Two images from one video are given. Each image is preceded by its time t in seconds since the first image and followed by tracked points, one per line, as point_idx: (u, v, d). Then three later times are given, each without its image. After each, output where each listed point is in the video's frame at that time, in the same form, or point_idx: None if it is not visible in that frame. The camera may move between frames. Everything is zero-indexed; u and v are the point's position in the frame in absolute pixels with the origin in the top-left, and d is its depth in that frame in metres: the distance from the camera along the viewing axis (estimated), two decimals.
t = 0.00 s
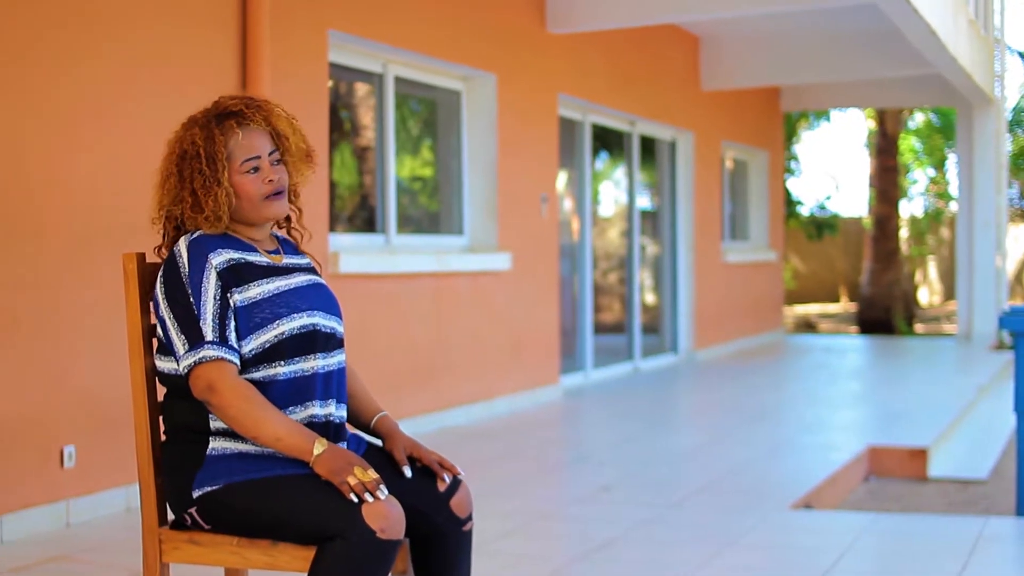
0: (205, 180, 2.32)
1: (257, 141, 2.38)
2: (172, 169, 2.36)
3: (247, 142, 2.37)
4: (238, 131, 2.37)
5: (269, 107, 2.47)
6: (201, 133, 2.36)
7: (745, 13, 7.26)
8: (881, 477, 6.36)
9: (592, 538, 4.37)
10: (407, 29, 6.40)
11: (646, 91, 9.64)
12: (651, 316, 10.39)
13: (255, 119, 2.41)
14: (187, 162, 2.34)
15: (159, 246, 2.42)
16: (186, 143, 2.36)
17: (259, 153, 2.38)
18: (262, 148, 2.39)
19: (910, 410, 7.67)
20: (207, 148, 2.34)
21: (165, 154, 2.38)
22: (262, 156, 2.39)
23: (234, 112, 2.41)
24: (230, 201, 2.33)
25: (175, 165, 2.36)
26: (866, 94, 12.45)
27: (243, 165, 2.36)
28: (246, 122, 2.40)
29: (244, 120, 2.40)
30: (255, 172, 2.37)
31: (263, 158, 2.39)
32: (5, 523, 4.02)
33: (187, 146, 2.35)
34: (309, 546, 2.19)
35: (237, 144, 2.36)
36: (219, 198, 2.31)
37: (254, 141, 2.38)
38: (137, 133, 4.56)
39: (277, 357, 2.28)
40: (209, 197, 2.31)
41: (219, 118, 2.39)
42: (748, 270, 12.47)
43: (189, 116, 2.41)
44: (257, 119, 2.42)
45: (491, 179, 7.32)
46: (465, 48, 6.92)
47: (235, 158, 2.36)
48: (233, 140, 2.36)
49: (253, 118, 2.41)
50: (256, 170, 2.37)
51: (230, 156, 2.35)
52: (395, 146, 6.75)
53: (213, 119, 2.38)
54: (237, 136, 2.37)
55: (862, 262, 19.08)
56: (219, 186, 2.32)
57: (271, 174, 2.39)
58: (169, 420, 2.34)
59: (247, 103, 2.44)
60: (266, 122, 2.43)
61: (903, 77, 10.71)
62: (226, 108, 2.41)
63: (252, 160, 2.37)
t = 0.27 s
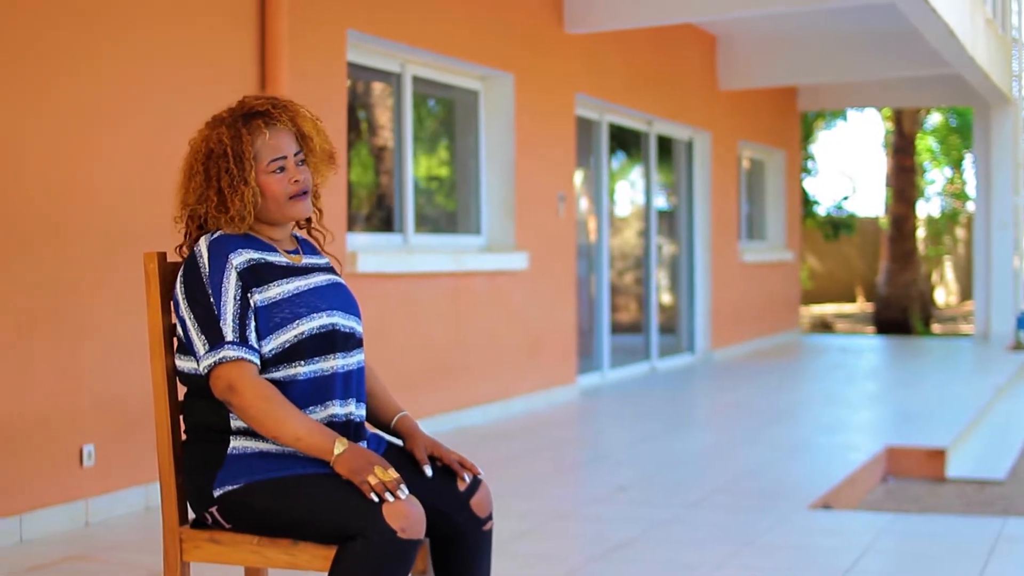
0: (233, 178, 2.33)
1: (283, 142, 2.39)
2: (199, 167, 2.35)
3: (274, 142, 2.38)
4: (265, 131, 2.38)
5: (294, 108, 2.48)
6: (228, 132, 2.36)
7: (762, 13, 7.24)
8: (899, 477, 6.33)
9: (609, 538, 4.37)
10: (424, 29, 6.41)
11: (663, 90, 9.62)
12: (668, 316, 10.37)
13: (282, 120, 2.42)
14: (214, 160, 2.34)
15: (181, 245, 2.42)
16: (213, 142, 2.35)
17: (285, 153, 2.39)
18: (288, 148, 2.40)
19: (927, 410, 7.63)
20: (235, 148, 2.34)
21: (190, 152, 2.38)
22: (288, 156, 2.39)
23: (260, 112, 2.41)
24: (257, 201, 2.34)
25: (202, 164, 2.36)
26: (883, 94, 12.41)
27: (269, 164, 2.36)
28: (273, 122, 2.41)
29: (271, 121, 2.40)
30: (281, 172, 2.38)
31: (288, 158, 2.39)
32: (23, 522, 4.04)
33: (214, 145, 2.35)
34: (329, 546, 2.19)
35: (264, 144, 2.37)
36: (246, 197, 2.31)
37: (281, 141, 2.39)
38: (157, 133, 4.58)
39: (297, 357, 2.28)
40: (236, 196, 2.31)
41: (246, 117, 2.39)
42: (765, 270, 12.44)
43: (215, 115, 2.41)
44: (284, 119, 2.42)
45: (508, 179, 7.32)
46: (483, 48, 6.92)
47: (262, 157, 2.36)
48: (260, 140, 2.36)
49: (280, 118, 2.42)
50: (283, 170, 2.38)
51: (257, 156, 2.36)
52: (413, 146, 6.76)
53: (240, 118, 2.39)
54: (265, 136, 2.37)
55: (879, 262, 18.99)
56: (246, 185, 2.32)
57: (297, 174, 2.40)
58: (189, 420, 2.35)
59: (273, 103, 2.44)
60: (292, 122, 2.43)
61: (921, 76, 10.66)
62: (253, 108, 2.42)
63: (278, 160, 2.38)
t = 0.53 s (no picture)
0: (251, 182, 2.32)
1: (298, 144, 2.39)
2: (216, 171, 2.35)
3: (289, 145, 2.38)
4: (280, 134, 2.38)
5: (307, 109, 2.48)
6: (243, 135, 2.35)
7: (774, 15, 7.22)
8: (912, 480, 6.30)
9: (622, 540, 4.36)
10: (436, 32, 6.41)
11: (675, 92, 9.61)
12: (680, 318, 10.35)
13: (296, 122, 2.42)
14: (231, 165, 2.34)
15: (196, 249, 2.42)
16: (228, 146, 2.35)
17: (300, 156, 2.39)
18: (303, 151, 2.40)
19: (939, 413, 7.61)
20: (252, 151, 2.34)
21: (203, 156, 2.38)
22: (304, 158, 2.40)
23: (274, 114, 2.41)
24: (274, 205, 2.34)
25: (218, 169, 2.35)
26: (895, 96, 12.36)
27: (286, 167, 2.37)
28: (288, 124, 2.41)
29: (286, 123, 2.40)
30: (298, 175, 2.38)
31: (304, 161, 2.40)
32: (36, 524, 4.05)
33: (229, 149, 2.35)
34: (344, 549, 2.19)
35: (280, 147, 2.37)
36: (265, 201, 2.32)
37: (296, 144, 2.39)
38: (169, 136, 4.59)
39: (312, 359, 2.28)
40: (256, 199, 2.31)
41: (261, 120, 2.39)
42: (777, 273, 12.41)
43: (227, 118, 2.41)
44: (298, 121, 2.42)
45: (520, 182, 7.32)
46: (495, 50, 6.92)
47: (278, 160, 2.36)
48: (276, 143, 2.37)
49: (294, 121, 2.42)
50: (299, 172, 2.38)
51: (273, 159, 2.36)
52: (425, 148, 6.76)
53: (254, 122, 2.38)
54: (280, 138, 2.38)
55: (891, 263, 18.95)
56: (264, 189, 2.32)
57: (313, 176, 2.40)
58: (204, 422, 2.35)
59: (287, 105, 2.44)
60: (306, 124, 2.43)
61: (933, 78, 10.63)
62: (266, 110, 2.42)
63: (294, 163, 2.38)
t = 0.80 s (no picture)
0: (250, 185, 2.34)
1: (303, 147, 2.39)
2: (221, 174, 2.38)
3: (292, 148, 2.38)
4: (283, 137, 2.39)
5: (319, 112, 2.47)
6: (248, 138, 2.37)
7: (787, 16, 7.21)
8: (926, 481, 6.29)
9: (637, 541, 4.36)
10: (450, 34, 6.41)
11: (688, 94, 9.60)
12: (694, 319, 10.34)
13: (302, 125, 2.42)
14: (234, 167, 2.36)
15: (211, 250, 2.43)
16: (234, 148, 2.37)
17: (304, 159, 2.39)
18: (308, 154, 2.40)
19: (953, 414, 7.59)
20: (253, 154, 2.35)
21: (215, 158, 2.40)
22: (308, 161, 2.39)
23: (280, 117, 2.42)
24: (275, 207, 2.34)
25: (223, 170, 2.38)
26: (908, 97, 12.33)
27: (288, 170, 2.37)
28: (292, 127, 2.41)
29: (290, 126, 2.40)
30: (301, 178, 2.38)
31: (309, 164, 2.39)
32: (52, 524, 4.06)
33: (234, 151, 2.37)
34: (361, 549, 2.19)
35: (282, 151, 2.37)
36: (264, 202, 2.33)
37: (301, 147, 2.39)
38: (184, 137, 4.60)
39: (329, 360, 2.28)
40: (254, 202, 2.33)
41: (267, 123, 2.40)
42: (790, 274, 12.39)
43: (240, 121, 2.43)
44: (304, 125, 2.42)
45: (534, 183, 7.32)
46: (509, 51, 6.92)
47: (280, 163, 2.37)
48: (279, 146, 2.37)
49: (299, 124, 2.42)
50: (302, 176, 2.38)
51: (275, 162, 2.37)
52: (438, 150, 6.77)
53: (262, 123, 2.40)
54: (283, 142, 2.38)
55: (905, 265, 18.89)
56: (264, 192, 2.33)
57: (316, 180, 2.39)
58: (221, 423, 2.36)
59: (295, 108, 2.44)
60: (313, 127, 2.43)
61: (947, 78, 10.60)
62: (275, 113, 2.42)
63: (298, 166, 2.38)
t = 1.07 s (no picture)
0: (277, 184, 2.34)
1: (327, 146, 2.40)
2: (243, 172, 2.37)
3: (317, 147, 2.39)
4: (309, 136, 2.39)
5: (340, 111, 2.48)
6: (272, 136, 2.37)
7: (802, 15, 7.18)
8: (943, 481, 6.26)
9: (653, 541, 4.35)
10: (465, 34, 6.41)
11: (704, 92, 9.58)
12: (709, 318, 10.32)
13: (326, 124, 2.42)
14: (258, 166, 2.36)
15: (229, 248, 2.43)
16: (258, 147, 2.37)
17: (329, 158, 2.40)
18: (332, 153, 2.40)
19: (969, 413, 7.55)
20: (279, 153, 2.35)
21: (234, 156, 2.39)
22: (332, 161, 2.40)
23: (304, 116, 2.42)
24: (300, 206, 2.35)
25: (246, 169, 2.37)
26: (924, 96, 12.28)
27: (313, 170, 2.37)
28: (317, 127, 2.41)
29: (315, 125, 2.41)
30: (325, 177, 2.38)
31: (332, 163, 2.40)
32: (69, 524, 4.07)
33: (258, 150, 2.36)
34: (379, 548, 2.19)
35: (308, 149, 2.37)
36: (290, 202, 2.33)
37: (325, 146, 2.40)
38: (201, 137, 4.61)
39: (347, 359, 2.28)
40: (280, 201, 2.33)
41: (290, 122, 2.40)
42: (805, 273, 12.35)
43: (260, 119, 2.42)
44: (328, 124, 2.42)
45: (549, 182, 7.31)
46: (525, 50, 6.92)
47: (306, 162, 2.37)
48: (305, 145, 2.37)
49: (324, 123, 2.42)
50: (326, 175, 2.39)
51: (301, 161, 2.37)
52: (454, 149, 6.77)
53: (285, 122, 2.40)
54: (308, 141, 2.38)
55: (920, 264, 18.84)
56: (290, 191, 2.33)
57: (341, 179, 2.40)
58: (239, 422, 2.36)
59: (318, 108, 2.44)
60: (336, 127, 2.43)
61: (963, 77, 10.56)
62: (297, 112, 2.42)
63: (323, 165, 2.39)
